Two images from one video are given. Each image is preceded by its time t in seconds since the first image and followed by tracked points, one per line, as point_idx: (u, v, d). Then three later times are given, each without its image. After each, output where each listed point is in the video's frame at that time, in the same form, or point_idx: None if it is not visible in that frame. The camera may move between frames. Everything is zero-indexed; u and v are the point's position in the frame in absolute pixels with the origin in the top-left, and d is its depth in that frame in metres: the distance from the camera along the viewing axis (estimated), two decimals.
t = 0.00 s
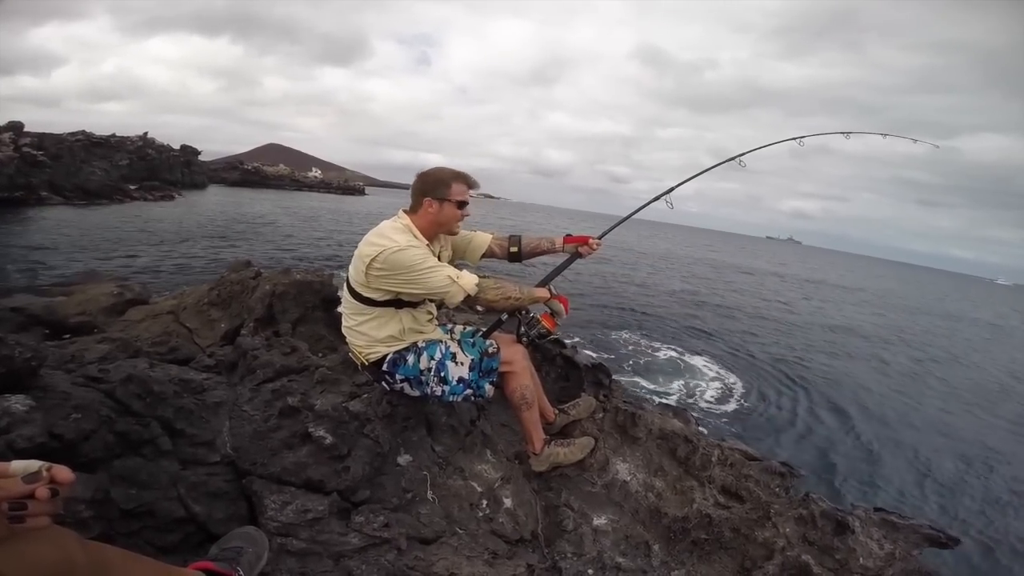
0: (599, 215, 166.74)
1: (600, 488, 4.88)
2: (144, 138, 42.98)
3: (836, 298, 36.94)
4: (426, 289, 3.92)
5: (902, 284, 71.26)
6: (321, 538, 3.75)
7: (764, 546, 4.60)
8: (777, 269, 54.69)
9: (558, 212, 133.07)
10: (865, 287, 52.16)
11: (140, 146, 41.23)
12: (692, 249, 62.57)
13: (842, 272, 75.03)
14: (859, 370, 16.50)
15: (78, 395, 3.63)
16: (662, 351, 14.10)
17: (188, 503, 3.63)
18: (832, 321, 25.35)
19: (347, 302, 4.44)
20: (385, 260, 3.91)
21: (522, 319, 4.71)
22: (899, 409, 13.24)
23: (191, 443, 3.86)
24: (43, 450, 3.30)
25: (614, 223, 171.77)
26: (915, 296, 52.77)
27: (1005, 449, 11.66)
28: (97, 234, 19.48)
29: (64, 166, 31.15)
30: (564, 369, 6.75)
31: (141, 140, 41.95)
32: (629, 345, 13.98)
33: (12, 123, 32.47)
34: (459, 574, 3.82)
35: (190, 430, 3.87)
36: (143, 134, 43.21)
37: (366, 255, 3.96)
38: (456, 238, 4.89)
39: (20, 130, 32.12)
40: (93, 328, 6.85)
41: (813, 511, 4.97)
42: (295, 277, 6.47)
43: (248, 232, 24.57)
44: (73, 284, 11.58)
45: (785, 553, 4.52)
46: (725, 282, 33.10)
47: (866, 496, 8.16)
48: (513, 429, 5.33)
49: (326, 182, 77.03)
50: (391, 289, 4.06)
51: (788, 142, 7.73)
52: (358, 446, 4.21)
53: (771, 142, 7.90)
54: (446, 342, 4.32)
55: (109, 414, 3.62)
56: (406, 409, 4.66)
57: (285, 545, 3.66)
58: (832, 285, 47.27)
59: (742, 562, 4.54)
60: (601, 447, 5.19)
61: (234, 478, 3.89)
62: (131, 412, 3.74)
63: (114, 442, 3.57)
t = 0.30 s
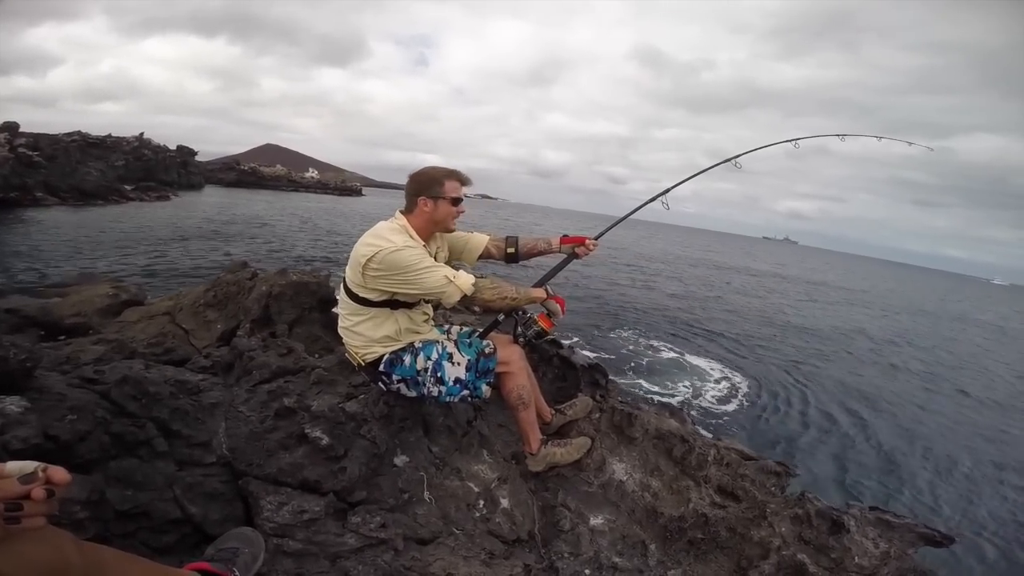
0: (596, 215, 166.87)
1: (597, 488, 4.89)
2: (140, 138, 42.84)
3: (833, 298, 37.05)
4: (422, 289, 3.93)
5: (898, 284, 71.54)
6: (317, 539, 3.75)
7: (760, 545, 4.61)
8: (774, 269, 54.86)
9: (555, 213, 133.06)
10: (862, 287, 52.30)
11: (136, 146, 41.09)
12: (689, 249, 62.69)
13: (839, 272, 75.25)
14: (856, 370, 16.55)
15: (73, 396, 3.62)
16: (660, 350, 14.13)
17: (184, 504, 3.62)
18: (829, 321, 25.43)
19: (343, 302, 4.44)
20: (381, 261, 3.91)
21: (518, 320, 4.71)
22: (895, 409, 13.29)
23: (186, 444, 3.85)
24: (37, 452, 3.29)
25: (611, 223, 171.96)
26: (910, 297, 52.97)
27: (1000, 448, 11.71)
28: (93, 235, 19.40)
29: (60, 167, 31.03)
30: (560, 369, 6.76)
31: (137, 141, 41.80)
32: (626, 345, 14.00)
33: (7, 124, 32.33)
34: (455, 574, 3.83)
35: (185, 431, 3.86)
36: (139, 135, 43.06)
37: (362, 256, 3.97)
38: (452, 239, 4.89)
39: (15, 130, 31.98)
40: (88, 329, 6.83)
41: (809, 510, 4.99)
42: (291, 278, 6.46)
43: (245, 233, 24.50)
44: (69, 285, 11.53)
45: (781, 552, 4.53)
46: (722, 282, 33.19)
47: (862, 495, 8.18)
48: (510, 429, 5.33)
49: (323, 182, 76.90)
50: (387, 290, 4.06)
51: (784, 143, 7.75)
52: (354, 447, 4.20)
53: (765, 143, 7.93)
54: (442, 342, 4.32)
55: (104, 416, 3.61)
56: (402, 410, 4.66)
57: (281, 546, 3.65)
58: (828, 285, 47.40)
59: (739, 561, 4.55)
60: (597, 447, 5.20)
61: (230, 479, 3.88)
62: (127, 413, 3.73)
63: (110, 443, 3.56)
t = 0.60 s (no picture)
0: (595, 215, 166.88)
1: (597, 487, 4.89)
2: (138, 137, 42.70)
3: (833, 297, 37.00)
4: (421, 288, 3.92)
5: (898, 282, 71.59)
6: (317, 539, 3.74)
7: (761, 544, 4.61)
8: (773, 268, 54.78)
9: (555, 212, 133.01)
10: (861, 287, 52.27)
11: (134, 146, 41.02)
12: (688, 248, 62.67)
13: (838, 271, 75.23)
14: (855, 369, 16.55)
15: (73, 396, 3.61)
16: (659, 349, 14.13)
17: (183, 504, 3.61)
18: (828, 320, 25.45)
19: (342, 301, 4.43)
20: (380, 260, 3.90)
21: (518, 319, 4.70)
22: (894, 407, 13.29)
23: (186, 444, 3.84)
24: (37, 451, 3.28)
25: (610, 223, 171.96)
26: (910, 296, 52.94)
27: (999, 447, 11.70)
28: (91, 235, 19.36)
29: (58, 166, 30.94)
30: (560, 368, 6.76)
31: (135, 140, 41.70)
32: (626, 343, 13.98)
33: (4, 123, 32.21)
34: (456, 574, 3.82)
35: (185, 431, 3.85)
36: (137, 134, 42.97)
37: (361, 255, 3.96)
38: (451, 238, 4.88)
39: (12, 129, 31.85)
40: (87, 329, 6.83)
41: (810, 509, 4.99)
42: (291, 277, 6.44)
43: (244, 232, 24.44)
44: (68, 285, 11.51)
45: (782, 552, 4.54)
46: (721, 281, 33.14)
47: (862, 495, 8.17)
48: (510, 428, 5.33)
49: (322, 182, 76.80)
50: (386, 289, 4.05)
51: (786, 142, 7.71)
52: (354, 446, 4.20)
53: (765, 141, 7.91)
54: (442, 341, 4.31)
55: (104, 415, 3.60)
56: (402, 409, 4.65)
57: (282, 545, 3.65)
58: (828, 284, 47.37)
59: (739, 561, 4.56)
60: (597, 446, 5.19)
61: (230, 478, 3.87)
62: (126, 412, 3.72)
63: (109, 443, 3.54)
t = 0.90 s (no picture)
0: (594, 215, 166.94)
1: (597, 487, 4.88)
2: (137, 138, 42.68)
3: (832, 297, 37.03)
4: (420, 290, 3.92)
5: (897, 282, 71.65)
6: (317, 539, 3.74)
7: (760, 545, 4.62)
8: (773, 268, 54.78)
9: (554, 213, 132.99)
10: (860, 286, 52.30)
11: (133, 146, 41.00)
12: (687, 248, 62.71)
13: (837, 270, 75.24)
14: (854, 368, 16.56)
15: (71, 397, 3.61)
16: (658, 349, 14.14)
17: (183, 505, 3.61)
18: (827, 320, 25.48)
19: (342, 302, 4.43)
20: (379, 262, 3.90)
21: (517, 320, 4.70)
22: (894, 407, 13.29)
23: (185, 445, 3.84)
24: (36, 452, 3.28)
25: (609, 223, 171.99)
26: (909, 295, 52.93)
27: (999, 447, 11.70)
28: (90, 236, 19.34)
29: (57, 167, 30.91)
30: (559, 369, 6.76)
31: (133, 140, 41.67)
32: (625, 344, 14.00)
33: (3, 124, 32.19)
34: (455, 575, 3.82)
35: (184, 432, 3.85)
36: (136, 135, 42.94)
37: (361, 257, 3.96)
38: (451, 240, 4.89)
39: (11, 130, 31.82)
40: (86, 330, 6.83)
41: (810, 509, 4.99)
42: (290, 278, 6.44)
43: (243, 233, 24.44)
44: (67, 286, 11.51)
45: (782, 552, 4.54)
46: (720, 281, 33.17)
47: (861, 495, 8.18)
48: (510, 428, 5.33)
49: (321, 182, 76.77)
50: (385, 291, 4.05)
51: (784, 144, 7.73)
52: (354, 447, 4.20)
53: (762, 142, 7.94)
54: (441, 342, 4.31)
55: (103, 416, 3.60)
56: (401, 410, 4.65)
57: (281, 546, 3.65)
58: (828, 284, 47.39)
59: (739, 561, 4.57)
60: (597, 447, 5.19)
61: (229, 479, 3.87)
62: (125, 414, 3.72)
63: (108, 444, 3.54)
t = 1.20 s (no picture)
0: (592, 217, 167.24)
1: (596, 488, 4.88)
2: (133, 141, 42.59)
3: (829, 297, 37.13)
4: (418, 292, 3.92)
5: (894, 282, 71.95)
6: (315, 542, 3.73)
7: (759, 545, 4.63)
8: (770, 269, 54.94)
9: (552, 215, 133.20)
10: (856, 287, 52.46)
11: (129, 149, 40.92)
12: (685, 249, 62.83)
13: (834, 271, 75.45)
14: (851, 369, 16.62)
15: (68, 400, 3.61)
16: (655, 351, 14.17)
17: (181, 507, 3.61)
18: (825, 320, 25.55)
19: (339, 305, 4.43)
20: (376, 264, 3.90)
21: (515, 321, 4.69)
22: (892, 407, 13.32)
23: (183, 447, 3.83)
24: (33, 455, 3.26)
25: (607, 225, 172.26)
26: (906, 295, 53.08)
27: (996, 446, 11.74)
28: (86, 239, 19.29)
29: (52, 170, 30.82)
30: (557, 370, 6.79)
31: (130, 143, 41.59)
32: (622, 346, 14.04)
33: None
34: None
35: (181, 434, 3.85)
36: (132, 137, 42.85)
37: (358, 259, 3.96)
38: (448, 241, 4.89)
39: (7, 132, 31.73)
40: (82, 333, 6.82)
41: (808, 509, 5.00)
42: (287, 281, 6.42)
43: (240, 236, 24.41)
44: (63, 289, 11.48)
45: (780, 552, 4.55)
46: (718, 282, 33.27)
47: (858, 494, 8.19)
48: (508, 430, 5.34)
49: (319, 184, 76.74)
50: (382, 293, 4.05)
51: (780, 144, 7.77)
52: (352, 449, 4.20)
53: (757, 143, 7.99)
54: (439, 344, 4.32)
55: (100, 419, 3.59)
56: (399, 412, 4.65)
57: (280, 548, 3.64)
58: (824, 284, 47.51)
59: (737, 561, 4.58)
60: (595, 448, 5.19)
61: (227, 482, 3.85)
62: (122, 416, 3.71)
63: (105, 446, 3.54)
